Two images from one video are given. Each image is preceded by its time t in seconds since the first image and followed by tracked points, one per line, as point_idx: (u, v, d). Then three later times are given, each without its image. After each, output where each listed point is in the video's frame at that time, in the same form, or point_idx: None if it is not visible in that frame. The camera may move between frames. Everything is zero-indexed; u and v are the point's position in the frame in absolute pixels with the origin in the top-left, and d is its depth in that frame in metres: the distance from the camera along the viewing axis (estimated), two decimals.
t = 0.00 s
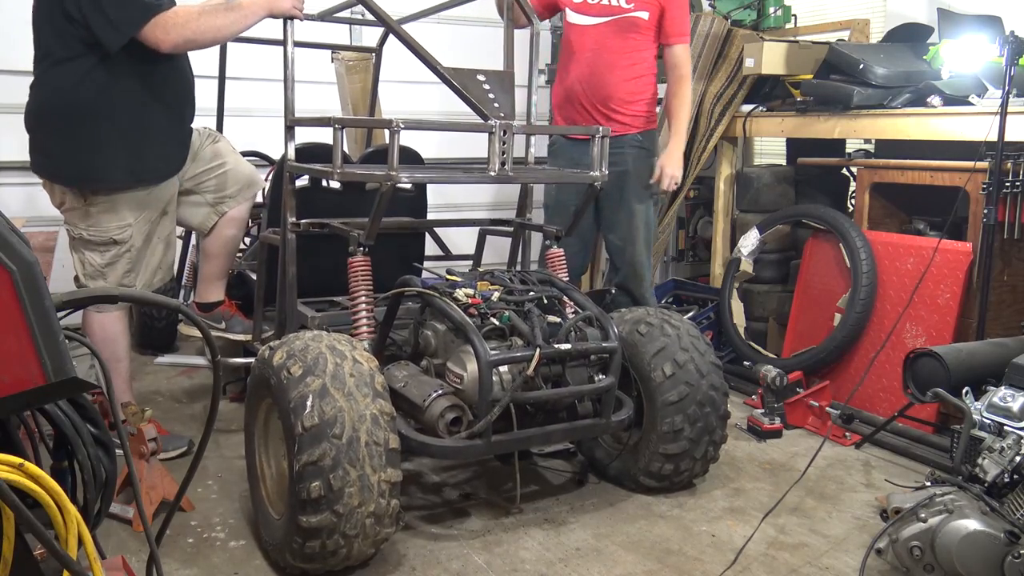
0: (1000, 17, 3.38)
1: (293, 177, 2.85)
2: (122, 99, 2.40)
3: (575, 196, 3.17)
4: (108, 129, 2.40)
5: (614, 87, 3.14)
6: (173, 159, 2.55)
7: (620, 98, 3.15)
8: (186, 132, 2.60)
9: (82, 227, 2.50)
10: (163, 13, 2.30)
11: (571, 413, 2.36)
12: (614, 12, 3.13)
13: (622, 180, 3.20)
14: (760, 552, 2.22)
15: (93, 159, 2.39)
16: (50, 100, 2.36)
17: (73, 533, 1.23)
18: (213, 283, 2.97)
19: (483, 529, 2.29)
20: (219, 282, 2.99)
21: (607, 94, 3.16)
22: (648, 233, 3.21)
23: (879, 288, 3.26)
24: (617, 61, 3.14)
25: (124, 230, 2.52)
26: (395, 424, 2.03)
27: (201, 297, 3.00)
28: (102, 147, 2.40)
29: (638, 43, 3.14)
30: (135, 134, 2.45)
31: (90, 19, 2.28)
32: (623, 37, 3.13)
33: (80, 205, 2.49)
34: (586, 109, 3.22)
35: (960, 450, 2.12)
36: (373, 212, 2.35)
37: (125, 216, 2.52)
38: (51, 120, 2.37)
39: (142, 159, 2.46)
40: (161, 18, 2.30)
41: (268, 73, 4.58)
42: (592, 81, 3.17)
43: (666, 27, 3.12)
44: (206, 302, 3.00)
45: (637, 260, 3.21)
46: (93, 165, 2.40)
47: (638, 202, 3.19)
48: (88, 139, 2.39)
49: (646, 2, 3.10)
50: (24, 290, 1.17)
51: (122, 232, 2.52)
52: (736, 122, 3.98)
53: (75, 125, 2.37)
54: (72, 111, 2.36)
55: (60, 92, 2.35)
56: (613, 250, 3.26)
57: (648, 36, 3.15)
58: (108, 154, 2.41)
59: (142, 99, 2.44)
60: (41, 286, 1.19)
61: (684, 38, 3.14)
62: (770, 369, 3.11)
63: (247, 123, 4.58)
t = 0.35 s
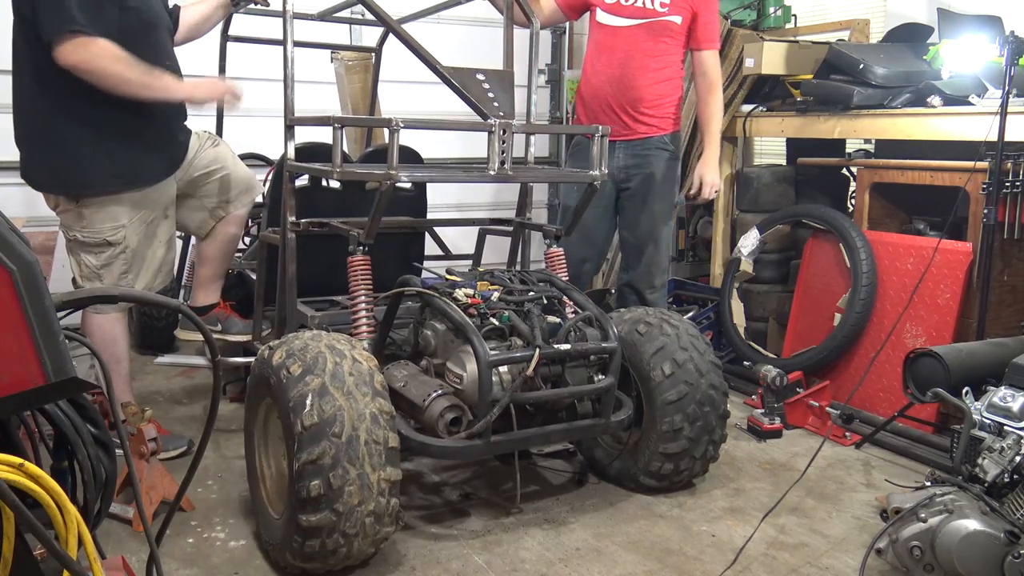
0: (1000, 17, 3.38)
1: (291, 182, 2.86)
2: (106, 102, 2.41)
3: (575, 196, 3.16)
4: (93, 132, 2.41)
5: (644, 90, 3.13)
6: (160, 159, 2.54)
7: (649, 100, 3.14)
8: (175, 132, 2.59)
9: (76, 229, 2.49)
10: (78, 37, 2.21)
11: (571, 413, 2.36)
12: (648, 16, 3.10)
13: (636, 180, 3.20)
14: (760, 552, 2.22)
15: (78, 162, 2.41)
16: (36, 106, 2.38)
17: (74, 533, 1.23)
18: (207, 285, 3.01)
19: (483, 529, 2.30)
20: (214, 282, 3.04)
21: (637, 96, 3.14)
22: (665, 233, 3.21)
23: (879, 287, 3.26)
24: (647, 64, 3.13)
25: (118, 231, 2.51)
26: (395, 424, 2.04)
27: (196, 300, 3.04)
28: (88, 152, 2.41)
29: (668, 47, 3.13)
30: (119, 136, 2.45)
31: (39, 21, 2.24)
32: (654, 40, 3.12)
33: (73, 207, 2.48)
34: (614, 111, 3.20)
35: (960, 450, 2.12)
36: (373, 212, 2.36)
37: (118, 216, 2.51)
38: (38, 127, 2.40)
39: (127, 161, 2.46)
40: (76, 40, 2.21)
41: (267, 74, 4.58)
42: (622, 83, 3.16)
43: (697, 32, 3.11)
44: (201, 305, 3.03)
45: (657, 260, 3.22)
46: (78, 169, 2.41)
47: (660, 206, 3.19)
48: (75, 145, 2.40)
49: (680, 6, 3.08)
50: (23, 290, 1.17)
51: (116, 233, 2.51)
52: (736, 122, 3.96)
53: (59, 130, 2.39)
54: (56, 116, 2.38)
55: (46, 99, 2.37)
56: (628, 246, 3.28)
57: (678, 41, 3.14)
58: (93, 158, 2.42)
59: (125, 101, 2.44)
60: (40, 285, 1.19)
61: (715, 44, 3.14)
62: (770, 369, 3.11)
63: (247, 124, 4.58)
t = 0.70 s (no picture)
0: (1000, 17, 3.37)
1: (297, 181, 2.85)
2: (102, 101, 2.40)
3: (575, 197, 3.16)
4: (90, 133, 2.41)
5: (647, 95, 3.13)
6: (159, 157, 2.54)
7: (653, 106, 3.13)
8: (174, 130, 2.58)
9: (76, 230, 2.50)
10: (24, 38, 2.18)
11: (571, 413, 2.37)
12: (657, 23, 3.08)
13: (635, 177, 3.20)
14: (760, 552, 2.22)
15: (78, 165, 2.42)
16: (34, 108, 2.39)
17: (74, 533, 1.23)
18: (208, 289, 2.97)
19: (483, 529, 2.29)
20: (217, 283, 2.99)
21: (641, 102, 3.15)
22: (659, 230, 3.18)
23: (879, 287, 3.26)
24: (653, 70, 3.12)
25: (116, 231, 2.52)
26: (395, 424, 2.04)
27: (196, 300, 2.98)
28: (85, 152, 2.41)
29: (676, 53, 3.09)
30: (115, 135, 2.44)
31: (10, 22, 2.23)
32: (662, 47, 3.09)
33: (73, 207, 2.50)
34: (620, 115, 3.23)
35: (960, 450, 2.12)
36: (373, 212, 2.36)
37: (118, 216, 2.52)
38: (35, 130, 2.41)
39: (125, 158, 2.46)
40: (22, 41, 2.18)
41: (268, 74, 4.59)
42: (627, 87, 3.17)
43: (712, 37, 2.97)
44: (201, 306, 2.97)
45: (653, 263, 3.18)
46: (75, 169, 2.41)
47: (654, 202, 3.17)
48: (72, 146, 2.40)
49: (688, 13, 3.02)
50: (23, 290, 1.17)
51: (114, 233, 2.52)
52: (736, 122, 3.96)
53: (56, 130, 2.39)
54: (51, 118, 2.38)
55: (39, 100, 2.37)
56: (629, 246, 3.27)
57: (687, 47, 3.08)
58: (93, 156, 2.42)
59: (121, 100, 2.43)
60: (40, 285, 1.19)
61: (734, 50, 2.98)
62: (770, 369, 3.12)
63: (247, 123, 4.58)
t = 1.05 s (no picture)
0: (1000, 17, 3.37)
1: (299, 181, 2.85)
2: (101, 101, 2.41)
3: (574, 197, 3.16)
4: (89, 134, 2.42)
5: (649, 99, 3.14)
6: (159, 157, 2.54)
7: (653, 109, 3.15)
8: (173, 130, 2.58)
9: (75, 229, 2.50)
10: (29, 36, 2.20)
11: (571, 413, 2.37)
12: (660, 28, 3.08)
13: (635, 177, 3.20)
14: (760, 552, 2.22)
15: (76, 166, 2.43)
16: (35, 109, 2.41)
17: (74, 533, 1.23)
18: (209, 289, 2.95)
19: (483, 529, 2.29)
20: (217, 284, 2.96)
21: (641, 104, 3.17)
22: (660, 227, 3.20)
23: (879, 288, 3.26)
24: (655, 74, 3.12)
25: (114, 230, 2.51)
26: (395, 424, 2.04)
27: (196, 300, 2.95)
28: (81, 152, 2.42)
29: (680, 57, 3.09)
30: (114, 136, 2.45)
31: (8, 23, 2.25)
32: (665, 52, 3.10)
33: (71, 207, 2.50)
34: (620, 114, 3.25)
35: (960, 450, 2.12)
36: (373, 212, 2.36)
37: (115, 216, 2.51)
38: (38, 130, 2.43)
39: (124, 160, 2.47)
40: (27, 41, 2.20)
41: (268, 74, 4.59)
42: (629, 90, 3.18)
43: (716, 40, 2.96)
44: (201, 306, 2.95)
45: (644, 260, 3.21)
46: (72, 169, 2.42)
47: (656, 199, 3.17)
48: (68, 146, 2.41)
49: (690, 19, 3.00)
50: (23, 290, 1.17)
51: (111, 232, 2.51)
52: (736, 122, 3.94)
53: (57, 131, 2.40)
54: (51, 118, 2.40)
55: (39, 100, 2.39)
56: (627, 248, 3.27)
57: (692, 49, 3.07)
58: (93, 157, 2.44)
59: (118, 100, 2.44)
60: (40, 285, 1.19)
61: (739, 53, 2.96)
62: (770, 369, 3.12)
63: (247, 123, 4.58)
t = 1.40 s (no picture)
0: (1000, 17, 3.37)
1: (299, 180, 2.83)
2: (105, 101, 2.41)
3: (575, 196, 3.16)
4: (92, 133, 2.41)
5: (649, 98, 3.14)
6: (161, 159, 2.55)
7: (652, 109, 3.15)
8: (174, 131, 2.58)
9: (75, 228, 2.50)
10: (38, 37, 2.14)
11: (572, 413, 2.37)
12: (658, 27, 3.07)
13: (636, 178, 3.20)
14: (760, 552, 2.22)
15: (78, 166, 2.41)
16: (35, 109, 2.39)
17: (73, 533, 1.23)
18: (210, 288, 2.98)
19: (483, 529, 2.30)
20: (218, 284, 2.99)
21: (640, 104, 3.17)
22: (657, 225, 3.19)
23: (879, 287, 3.26)
24: (656, 72, 3.12)
25: (115, 230, 2.51)
26: (395, 424, 2.03)
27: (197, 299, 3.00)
28: (84, 152, 2.41)
29: (678, 55, 3.08)
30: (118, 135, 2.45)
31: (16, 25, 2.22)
32: (664, 51, 3.09)
33: (73, 206, 2.50)
34: (620, 114, 3.24)
35: (960, 450, 2.12)
36: (373, 212, 2.35)
37: (116, 215, 2.51)
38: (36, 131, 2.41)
39: (127, 159, 2.46)
40: (37, 43, 2.15)
41: (268, 74, 4.59)
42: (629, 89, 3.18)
43: (713, 37, 2.94)
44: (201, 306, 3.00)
45: (645, 263, 3.22)
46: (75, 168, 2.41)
47: (652, 197, 3.17)
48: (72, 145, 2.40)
49: (687, 18, 2.99)
50: (24, 291, 1.17)
51: (113, 232, 2.51)
52: (736, 122, 3.94)
53: (60, 130, 2.39)
54: (54, 118, 2.38)
55: (41, 100, 2.37)
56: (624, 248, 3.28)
57: (691, 48, 3.06)
58: (96, 157, 2.43)
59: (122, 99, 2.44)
60: (40, 285, 1.19)
61: (737, 50, 2.95)
62: (770, 369, 3.12)
63: (247, 123, 4.58)
